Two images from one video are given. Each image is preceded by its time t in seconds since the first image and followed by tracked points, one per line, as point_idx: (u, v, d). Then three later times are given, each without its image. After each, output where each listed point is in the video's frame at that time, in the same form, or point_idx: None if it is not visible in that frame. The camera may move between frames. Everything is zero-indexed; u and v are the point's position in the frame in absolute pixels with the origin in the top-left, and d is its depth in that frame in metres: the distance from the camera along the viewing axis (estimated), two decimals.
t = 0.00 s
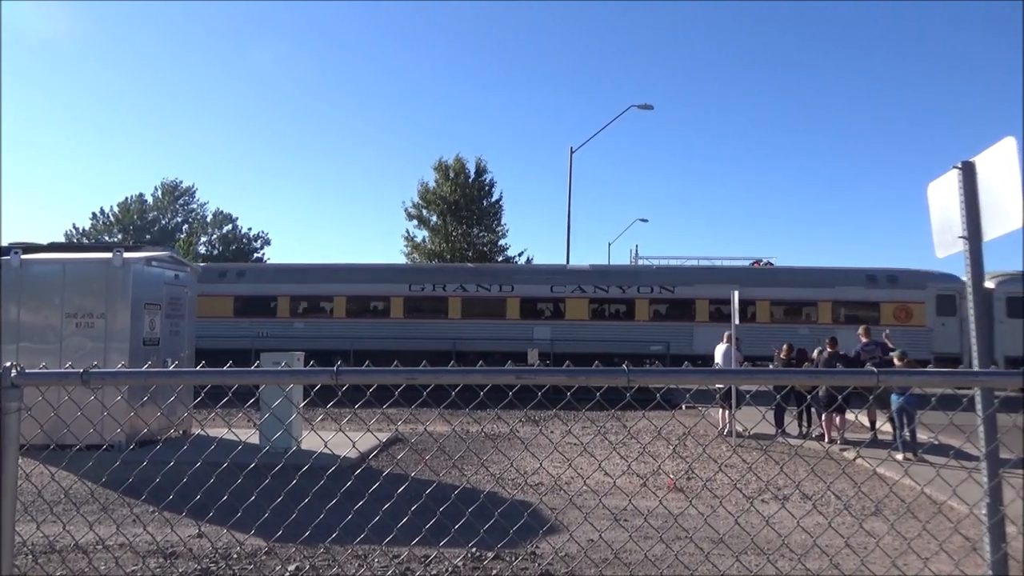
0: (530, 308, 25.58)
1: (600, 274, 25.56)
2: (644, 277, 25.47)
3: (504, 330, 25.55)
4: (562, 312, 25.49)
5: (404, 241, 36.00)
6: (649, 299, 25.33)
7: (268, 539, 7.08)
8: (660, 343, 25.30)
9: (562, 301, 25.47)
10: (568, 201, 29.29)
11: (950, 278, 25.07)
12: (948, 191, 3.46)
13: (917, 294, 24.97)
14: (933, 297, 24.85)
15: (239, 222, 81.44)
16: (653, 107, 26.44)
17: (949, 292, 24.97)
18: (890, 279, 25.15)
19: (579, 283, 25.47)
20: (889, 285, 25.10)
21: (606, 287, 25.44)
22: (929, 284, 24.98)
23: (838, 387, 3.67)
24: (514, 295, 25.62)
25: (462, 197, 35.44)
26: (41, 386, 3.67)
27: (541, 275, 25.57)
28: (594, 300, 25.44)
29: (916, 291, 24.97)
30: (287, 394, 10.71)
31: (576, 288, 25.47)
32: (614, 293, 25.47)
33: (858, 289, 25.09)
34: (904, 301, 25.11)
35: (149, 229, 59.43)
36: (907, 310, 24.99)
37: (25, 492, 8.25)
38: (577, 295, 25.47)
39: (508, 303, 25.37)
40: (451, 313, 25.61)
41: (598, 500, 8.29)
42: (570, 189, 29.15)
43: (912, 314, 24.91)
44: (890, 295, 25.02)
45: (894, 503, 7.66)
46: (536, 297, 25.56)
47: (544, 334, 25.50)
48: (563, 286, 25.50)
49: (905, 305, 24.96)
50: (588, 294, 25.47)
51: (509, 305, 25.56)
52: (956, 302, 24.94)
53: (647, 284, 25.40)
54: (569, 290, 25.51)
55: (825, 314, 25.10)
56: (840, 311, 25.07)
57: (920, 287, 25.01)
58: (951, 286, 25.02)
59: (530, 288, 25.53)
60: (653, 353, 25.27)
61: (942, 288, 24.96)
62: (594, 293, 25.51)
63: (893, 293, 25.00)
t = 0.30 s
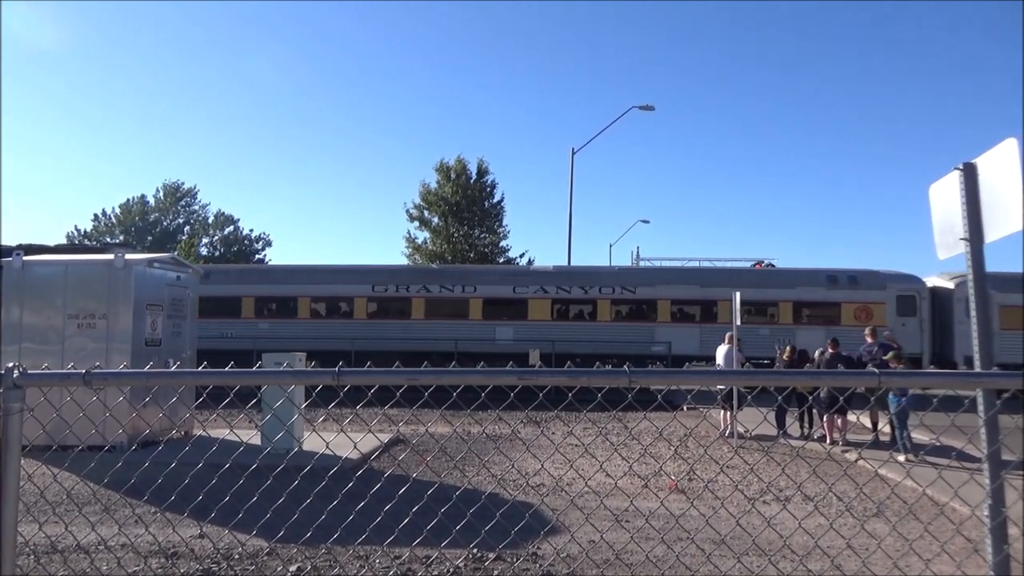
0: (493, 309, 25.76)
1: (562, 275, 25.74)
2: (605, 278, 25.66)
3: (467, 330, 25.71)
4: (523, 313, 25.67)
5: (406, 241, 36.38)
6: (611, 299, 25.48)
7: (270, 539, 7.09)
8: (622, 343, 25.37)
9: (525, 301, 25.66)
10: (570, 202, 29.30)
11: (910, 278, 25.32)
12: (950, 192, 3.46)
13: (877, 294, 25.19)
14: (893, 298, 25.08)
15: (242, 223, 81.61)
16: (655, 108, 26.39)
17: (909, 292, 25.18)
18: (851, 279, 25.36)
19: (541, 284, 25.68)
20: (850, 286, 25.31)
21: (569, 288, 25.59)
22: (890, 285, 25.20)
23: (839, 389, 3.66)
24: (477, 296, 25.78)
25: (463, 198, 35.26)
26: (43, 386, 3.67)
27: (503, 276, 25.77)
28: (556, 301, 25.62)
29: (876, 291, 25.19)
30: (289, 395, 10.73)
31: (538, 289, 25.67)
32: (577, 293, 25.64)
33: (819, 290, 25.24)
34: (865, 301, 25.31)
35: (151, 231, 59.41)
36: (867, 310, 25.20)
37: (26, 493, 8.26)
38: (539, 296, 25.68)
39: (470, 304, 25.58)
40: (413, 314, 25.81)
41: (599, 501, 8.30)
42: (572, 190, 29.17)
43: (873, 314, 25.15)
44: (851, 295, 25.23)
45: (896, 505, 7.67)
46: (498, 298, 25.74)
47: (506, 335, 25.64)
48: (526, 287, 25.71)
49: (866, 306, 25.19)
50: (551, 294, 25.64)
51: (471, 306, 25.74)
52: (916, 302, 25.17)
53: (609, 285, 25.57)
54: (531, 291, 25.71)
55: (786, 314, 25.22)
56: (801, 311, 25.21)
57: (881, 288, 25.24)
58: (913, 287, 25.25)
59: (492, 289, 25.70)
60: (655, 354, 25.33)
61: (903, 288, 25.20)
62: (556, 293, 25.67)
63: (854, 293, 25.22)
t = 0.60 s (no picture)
0: (457, 309, 25.90)
1: (526, 276, 25.91)
2: (569, 278, 25.78)
3: (432, 330, 25.89)
4: (488, 313, 25.85)
5: (409, 242, 36.40)
6: (575, 300, 25.64)
7: (273, 539, 7.11)
8: (586, 343, 25.60)
9: (489, 302, 25.84)
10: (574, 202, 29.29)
11: (874, 280, 25.40)
12: (954, 195, 3.46)
13: (840, 295, 25.25)
14: (855, 299, 25.15)
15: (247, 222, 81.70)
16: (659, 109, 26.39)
17: (871, 294, 25.23)
18: (814, 280, 25.44)
19: (506, 285, 25.85)
20: (812, 287, 25.39)
21: (533, 289, 25.75)
22: (852, 286, 25.27)
23: (842, 392, 3.66)
24: (442, 296, 25.93)
25: (467, 199, 35.41)
26: (48, 385, 3.69)
27: (466, 276, 25.89)
28: (521, 302, 25.81)
29: (839, 292, 25.26)
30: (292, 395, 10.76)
31: (502, 289, 25.84)
32: (541, 294, 25.80)
33: (780, 290, 25.36)
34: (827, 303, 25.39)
35: (155, 230, 59.43)
36: (829, 312, 25.27)
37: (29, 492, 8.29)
38: (504, 297, 25.84)
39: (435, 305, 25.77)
40: (379, 314, 26.04)
41: (602, 502, 8.30)
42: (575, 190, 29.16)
43: (835, 316, 25.24)
44: (813, 296, 25.31)
45: (898, 507, 7.66)
46: (462, 299, 25.87)
47: (470, 335, 25.83)
48: (490, 287, 25.86)
49: (828, 307, 25.27)
50: (515, 295, 25.82)
51: (436, 306, 25.94)
52: (879, 304, 25.23)
53: (573, 286, 25.69)
54: (496, 291, 25.89)
55: (749, 316, 25.33)
56: (763, 312, 25.35)
57: (843, 289, 25.31)
58: (875, 288, 25.32)
59: (457, 290, 25.84)
60: (659, 355, 25.41)
61: (866, 290, 25.28)
62: (521, 294, 25.87)
63: (816, 294, 25.30)
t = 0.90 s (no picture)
0: (420, 308, 25.99)
1: (489, 275, 25.96)
2: (531, 278, 25.81)
3: (421, 330, 25.92)
4: (451, 313, 25.91)
5: (410, 240, 36.47)
6: (537, 299, 25.67)
7: (271, 538, 7.10)
8: (546, 341, 25.66)
9: (452, 301, 25.87)
10: (575, 202, 29.26)
11: (835, 280, 25.45)
12: (955, 196, 3.45)
13: (800, 295, 25.27)
14: (815, 299, 25.19)
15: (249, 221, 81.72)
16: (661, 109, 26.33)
17: (832, 294, 25.26)
18: (774, 280, 25.48)
19: (468, 284, 25.88)
20: (772, 287, 25.42)
21: (495, 288, 25.80)
22: (812, 286, 25.30)
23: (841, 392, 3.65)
24: (405, 295, 26.03)
25: (468, 198, 35.28)
26: (46, 384, 3.68)
27: (430, 275, 25.98)
28: (482, 301, 25.83)
29: (800, 293, 25.27)
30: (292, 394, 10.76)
31: (465, 288, 25.87)
32: (503, 293, 25.84)
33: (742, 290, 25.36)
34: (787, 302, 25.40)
35: (156, 229, 59.38)
36: (789, 312, 25.28)
37: (28, 490, 8.28)
38: (466, 296, 25.87)
39: (397, 304, 25.84)
40: (342, 313, 26.15)
41: (601, 503, 8.28)
42: (576, 190, 29.14)
43: (796, 316, 25.23)
44: (773, 296, 25.32)
45: (898, 508, 7.64)
46: (424, 298, 25.94)
47: (433, 334, 25.88)
48: (452, 287, 25.91)
49: (788, 307, 25.28)
50: (477, 294, 25.85)
51: (399, 305, 26.03)
52: (839, 304, 25.26)
53: (534, 285, 25.71)
54: (459, 291, 25.93)
55: (710, 316, 25.36)
56: (723, 312, 25.36)
57: (803, 289, 25.33)
58: (835, 289, 25.35)
59: (420, 289, 25.92)
60: (659, 355, 25.41)
61: (827, 290, 25.31)
62: (483, 293, 25.89)
63: (776, 294, 25.33)
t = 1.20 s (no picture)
0: (383, 306, 26.11)
1: (452, 273, 26.06)
2: (492, 276, 25.94)
3: (424, 330, 25.93)
4: (412, 311, 26.00)
5: (411, 238, 36.46)
6: (499, 297, 25.76)
7: (271, 536, 7.09)
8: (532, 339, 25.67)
9: (413, 299, 25.97)
10: (574, 200, 29.25)
11: (793, 278, 25.67)
12: (955, 194, 3.44)
13: (759, 293, 25.51)
14: (774, 296, 25.41)
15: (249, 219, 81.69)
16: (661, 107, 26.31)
17: (790, 291, 25.52)
18: (733, 278, 25.59)
19: (431, 282, 25.95)
20: (731, 284, 25.52)
21: (456, 285, 25.85)
22: (771, 283, 25.56)
23: (841, 389, 3.65)
24: (368, 293, 26.18)
25: (468, 196, 35.24)
26: (45, 382, 3.67)
27: (393, 273, 26.11)
28: (444, 298, 25.91)
29: (759, 290, 25.51)
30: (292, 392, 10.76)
31: (427, 286, 25.94)
32: (464, 291, 25.91)
33: (700, 288, 25.43)
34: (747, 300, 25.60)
35: (157, 227, 59.34)
36: (749, 309, 25.43)
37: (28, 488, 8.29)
38: (428, 294, 25.95)
39: (360, 302, 25.96)
40: (306, 310, 26.25)
41: (600, 500, 8.26)
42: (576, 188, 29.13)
43: (755, 314, 25.43)
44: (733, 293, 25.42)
45: (898, 506, 7.64)
46: (386, 295, 26.05)
47: (394, 331, 25.97)
48: (414, 284, 25.99)
49: (748, 304, 25.41)
50: (439, 292, 25.91)
51: (362, 302, 26.15)
52: (798, 301, 25.49)
53: (496, 282, 25.81)
54: (420, 288, 26.00)
55: (670, 313, 25.42)
56: (683, 309, 25.43)
57: (763, 287, 25.57)
58: (794, 286, 25.62)
59: (382, 286, 26.06)
60: (659, 353, 25.45)
61: (785, 288, 25.55)
62: (445, 291, 25.95)
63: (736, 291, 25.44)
